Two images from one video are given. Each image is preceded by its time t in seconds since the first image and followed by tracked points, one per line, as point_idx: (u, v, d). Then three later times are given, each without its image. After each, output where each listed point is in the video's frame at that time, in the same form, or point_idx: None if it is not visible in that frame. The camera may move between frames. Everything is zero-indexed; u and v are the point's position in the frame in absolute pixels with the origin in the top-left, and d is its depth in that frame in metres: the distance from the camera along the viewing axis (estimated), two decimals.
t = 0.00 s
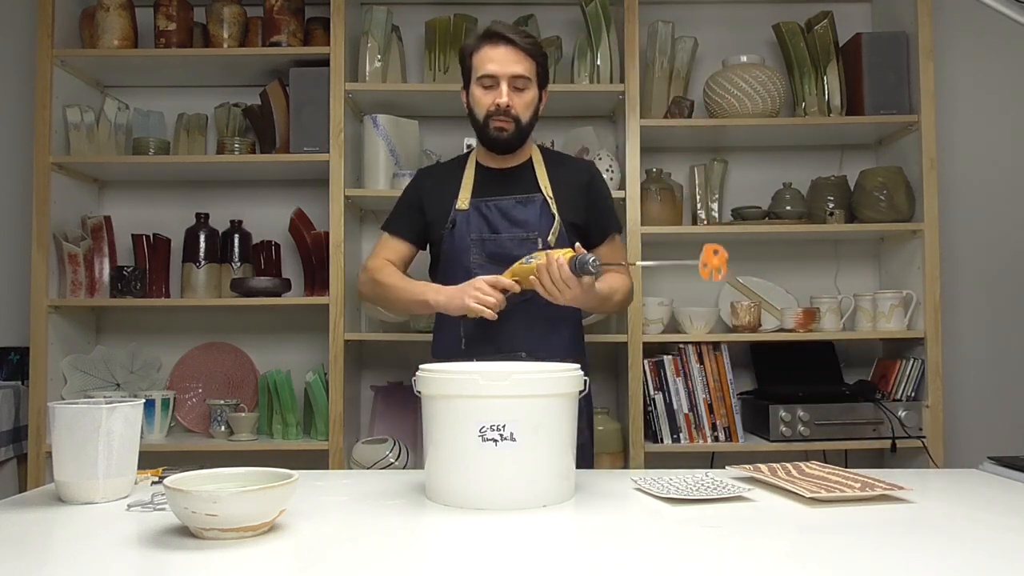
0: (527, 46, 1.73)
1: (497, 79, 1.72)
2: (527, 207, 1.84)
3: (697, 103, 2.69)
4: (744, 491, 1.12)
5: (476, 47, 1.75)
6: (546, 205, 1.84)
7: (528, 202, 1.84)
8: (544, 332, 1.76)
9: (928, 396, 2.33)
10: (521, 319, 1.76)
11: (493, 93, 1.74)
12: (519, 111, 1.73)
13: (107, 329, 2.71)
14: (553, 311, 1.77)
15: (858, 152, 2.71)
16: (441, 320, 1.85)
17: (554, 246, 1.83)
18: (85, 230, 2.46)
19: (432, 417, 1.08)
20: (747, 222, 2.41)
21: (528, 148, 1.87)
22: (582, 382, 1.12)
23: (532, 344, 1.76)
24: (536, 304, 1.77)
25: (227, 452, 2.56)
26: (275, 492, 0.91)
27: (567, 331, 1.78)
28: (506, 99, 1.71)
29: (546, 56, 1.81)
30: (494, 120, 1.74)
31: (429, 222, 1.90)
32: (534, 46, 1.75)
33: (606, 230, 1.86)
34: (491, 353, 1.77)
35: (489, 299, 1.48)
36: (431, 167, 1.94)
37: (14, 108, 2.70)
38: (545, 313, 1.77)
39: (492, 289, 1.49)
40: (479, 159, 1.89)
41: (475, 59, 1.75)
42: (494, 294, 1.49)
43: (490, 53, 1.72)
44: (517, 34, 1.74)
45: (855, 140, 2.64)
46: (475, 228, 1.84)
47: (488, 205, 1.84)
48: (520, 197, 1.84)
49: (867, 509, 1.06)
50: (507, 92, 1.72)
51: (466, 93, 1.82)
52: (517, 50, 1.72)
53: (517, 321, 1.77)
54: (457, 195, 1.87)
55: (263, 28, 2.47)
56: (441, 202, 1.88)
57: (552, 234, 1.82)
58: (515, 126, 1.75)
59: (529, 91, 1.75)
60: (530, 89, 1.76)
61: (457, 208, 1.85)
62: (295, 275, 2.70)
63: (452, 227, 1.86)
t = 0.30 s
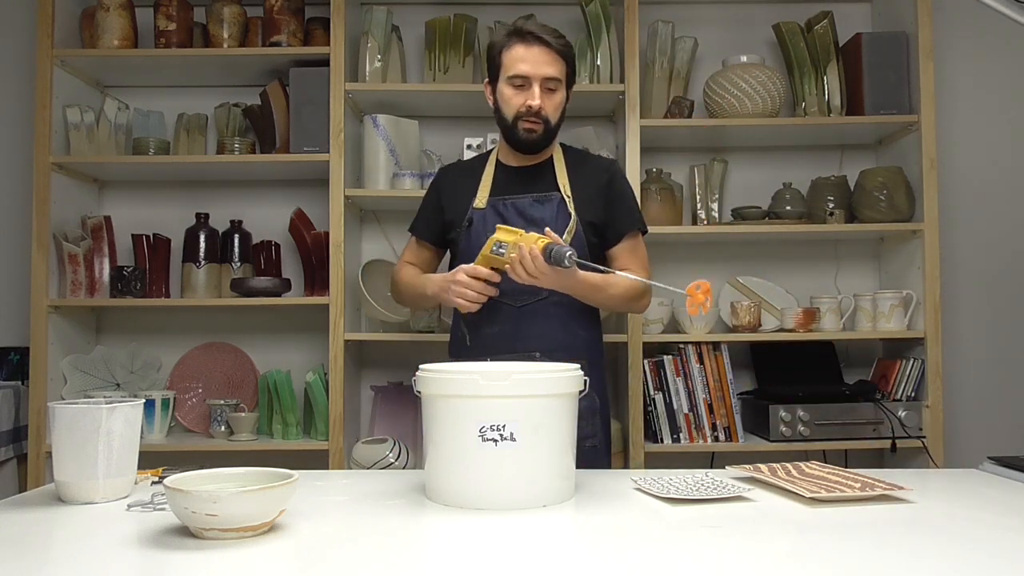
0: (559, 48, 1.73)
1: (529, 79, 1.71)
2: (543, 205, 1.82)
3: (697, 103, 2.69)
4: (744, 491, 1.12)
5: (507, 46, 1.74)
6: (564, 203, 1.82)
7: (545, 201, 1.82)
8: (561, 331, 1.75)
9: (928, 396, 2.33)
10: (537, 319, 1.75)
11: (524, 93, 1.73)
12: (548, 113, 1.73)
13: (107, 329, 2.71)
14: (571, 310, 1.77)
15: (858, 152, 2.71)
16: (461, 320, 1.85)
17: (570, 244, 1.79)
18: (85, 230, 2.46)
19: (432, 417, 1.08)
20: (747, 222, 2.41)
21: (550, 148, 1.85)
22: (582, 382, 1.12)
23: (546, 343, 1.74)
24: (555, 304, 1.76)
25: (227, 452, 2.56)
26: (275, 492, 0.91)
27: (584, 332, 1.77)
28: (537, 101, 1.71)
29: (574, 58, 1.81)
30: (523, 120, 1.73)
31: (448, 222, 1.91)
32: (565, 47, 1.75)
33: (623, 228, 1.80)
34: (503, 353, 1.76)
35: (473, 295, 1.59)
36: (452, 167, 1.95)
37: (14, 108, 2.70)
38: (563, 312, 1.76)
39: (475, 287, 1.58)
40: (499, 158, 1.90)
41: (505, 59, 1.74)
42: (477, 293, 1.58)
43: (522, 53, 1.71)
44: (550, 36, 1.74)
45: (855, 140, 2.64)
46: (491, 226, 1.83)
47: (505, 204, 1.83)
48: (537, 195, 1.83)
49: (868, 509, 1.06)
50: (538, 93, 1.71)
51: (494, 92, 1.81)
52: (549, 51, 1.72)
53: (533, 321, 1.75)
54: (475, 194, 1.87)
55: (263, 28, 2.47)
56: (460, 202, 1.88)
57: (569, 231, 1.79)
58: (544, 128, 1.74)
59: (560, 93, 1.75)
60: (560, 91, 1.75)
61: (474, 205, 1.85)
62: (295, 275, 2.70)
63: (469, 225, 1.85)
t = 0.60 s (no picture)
0: (573, 47, 1.74)
1: (542, 76, 1.72)
2: (548, 204, 1.83)
3: (697, 103, 2.69)
4: (744, 491, 1.12)
5: (521, 43, 1.75)
6: (568, 202, 1.81)
7: (549, 200, 1.82)
8: (562, 331, 1.75)
9: (928, 396, 2.33)
10: (541, 318, 1.75)
11: (536, 89, 1.73)
12: (560, 111, 1.73)
13: (107, 329, 2.71)
14: (573, 310, 1.76)
15: (858, 152, 2.71)
16: (467, 326, 1.86)
17: (571, 243, 1.80)
18: (85, 231, 2.46)
19: (432, 417, 1.08)
20: (746, 222, 2.41)
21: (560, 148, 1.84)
22: (582, 382, 1.12)
23: (549, 342, 1.74)
24: (558, 303, 1.76)
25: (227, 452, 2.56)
26: (275, 492, 0.91)
27: (588, 331, 1.77)
28: (549, 97, 1.70)
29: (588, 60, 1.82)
30: (534, 117, 1.73)
31: (458, 221, 1.94)
32: (579, 46, 1.76)
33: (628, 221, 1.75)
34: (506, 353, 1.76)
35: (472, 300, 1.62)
36: (466, 167, 1.97)
37: (14, 108, 2.70)
38: (565, 311, 1.76)
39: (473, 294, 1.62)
40: (509, 157, 1.90)
41: (519, 54, 1.74)
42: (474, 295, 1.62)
43: (537, 49, 1.71)
44: (564, 33, 1.74)
45: (855, 140, 2.64)
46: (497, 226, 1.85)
47: (510, 204, 1.85)
48: (542, 195, 1.83)
49: (867, 510, 1.06)
50: (551, 90, 1.71)
51: (505, 89, 1.81)
52: (563, 49, 1.72)
53: (536, 321, 1.75)
54: (484, 194, 1.89)
55: (263, 28, 2.47)
56: (470, 202, 1.91)
57: (569, 230, 1.79)
58: (554, 125, 1.74)
59: (572, 90, 1.75)
60: (573, 90, 1.75)
61: (482, 205, 1.86)
62: (295, 275, 2.70)
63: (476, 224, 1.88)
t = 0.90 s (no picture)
0: (571, 45, 1.74)
1: (540, 73, 1.72)
2: (544, 203, 1.82)
3: (697, 103, 2.69)
4: (744, 491, 1.12)
5: (520, 41, 1.75)
6: (563, 200, 1.80)
7: (545, 199, 1.82)
8: (559, 331, 1.75)
9: (928, 396, 2.33)
10: (537, 319, 1.76)
11: (534, 87, 1.73)
12: (557, 108, 1.73)
13: (108, 329, 2.71)
14: (569, 310, 1.76)
15: (858, 152, 2.71)
16: (467, 326, 1.87)
17: (566, 241, 1.80)
18: (85, 230, 2.46)
19: (432, 418, 1.08)
20: (747, 222, 2.41)
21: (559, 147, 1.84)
22: (582, 383, 1.12)
23: (545, 342, 1.74)
24: (554, 303, 1.76)
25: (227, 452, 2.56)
26: (275, 492, 0.91)
27: (585, 330, 1.77)
28: (547, 94, 1.70)
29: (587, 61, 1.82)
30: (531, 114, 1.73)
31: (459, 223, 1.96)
32: (578, 45, 1.76)
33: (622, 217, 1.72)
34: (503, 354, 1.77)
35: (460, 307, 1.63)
36: (469, 169, 1.99)
37: (14, 108, 2.70)
38: (561, 311, 1.76)
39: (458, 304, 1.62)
40: (510, 158, 1.91)
41: (517, 52, 1.75)
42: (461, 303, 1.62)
43: (535, 47, 1.72)
44: (563, 32, 1.75)
45: (855, 140, 2.64)
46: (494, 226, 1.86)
47: (507, 204, 1.85)
48: (538, 194, 1.83)
49: (867, 510, 1.06)
50: (548, 87, 1.71)
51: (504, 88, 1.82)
52: (562, 47, 1.73)
53: (532, 321, 1.76)
54: (484, 195, 1.90)
55: (263, 28, 2.47)
56: (470, 204, 1.93)
57: (563, 228, 1.78)
58: (551, 123, 1.74)
59: (570, 89, 1.75)
60: (571, 89, 1.75)
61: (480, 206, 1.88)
62: (295, 275, 2.70)
63: (475, 225, 1.90)
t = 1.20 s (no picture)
0: (566, 45, 1.74)
1: (534, 74, 1.72)
2: (537, 204, 1.82)
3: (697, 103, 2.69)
4: (744, 491, 1.12)
5: (515, 41, 1.75)
6: (557, 202, 1.80)
7: (539, 200, 1.81)
8: (552, 332, 1.75)
9: (928, 396, 2.33)
10: (530, 319, 1.76)
11: (528, 88, 1.73)
12: (552, 109, 1.73)
13: (108, 329, 2.71)
14: (563, 311, 1.76)
15: (858, 152, 2.71)
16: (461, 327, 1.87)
17: (559, 242, 1.79)
18: (85, 231, 2.46)
19: (432, 418, 1.08)
20: (747, 222, 2.41)
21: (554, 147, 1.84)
22: (582, 383, 1.12)
23: (538, 342, 1.74)
24: (547, 303, 1.76)
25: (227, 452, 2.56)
26: (274, 492, 0.91)
27: (579, 331, 1.76)
28: (542, 95, 1.70)
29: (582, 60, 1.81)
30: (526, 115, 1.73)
31: (455, 223, 1.96)
32: (573, 46, 1.76)
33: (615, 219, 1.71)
34: (497, 353, 1.76)
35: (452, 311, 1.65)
36: (464, 170, 2.00)
37: (13, 108, 2.70)
38: (555, 312, 1.76)
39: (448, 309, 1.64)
40: (505, 159, 1.91)
41: (512, 53, 1.74)
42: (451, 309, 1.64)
43: (529, 48, 1.72)
44: (558, 32, 1.74)
45: (855, 140, 2.64)
46: (488, 227, 1.86)
47: (502, 205, 1.85)
48: (532, 195, 1.82)
49: (868, 509, 1.06)
50: (542, 87, 1.71)
51: (500, 88, 1.82)
52: (556, 48, 1.72)
53: (525, 321, 1.76)
54: (479, 196, 1.91)
55: (263, 28, 2.47)
56: (465, 204, 1.93)
57: (556, 230, 1.78)
58: (546, 124, 1.74)
59: (565, 90, 1.75)
60: (566, 89, 1.75)
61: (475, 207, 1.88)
62: (295, 275, 2.70)
63: (470, 226, 1.90)
